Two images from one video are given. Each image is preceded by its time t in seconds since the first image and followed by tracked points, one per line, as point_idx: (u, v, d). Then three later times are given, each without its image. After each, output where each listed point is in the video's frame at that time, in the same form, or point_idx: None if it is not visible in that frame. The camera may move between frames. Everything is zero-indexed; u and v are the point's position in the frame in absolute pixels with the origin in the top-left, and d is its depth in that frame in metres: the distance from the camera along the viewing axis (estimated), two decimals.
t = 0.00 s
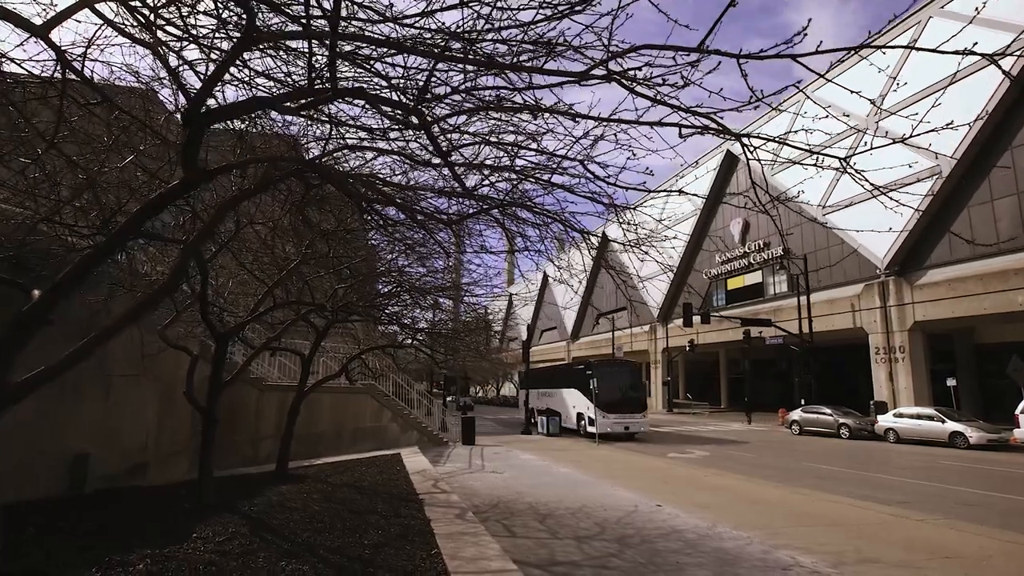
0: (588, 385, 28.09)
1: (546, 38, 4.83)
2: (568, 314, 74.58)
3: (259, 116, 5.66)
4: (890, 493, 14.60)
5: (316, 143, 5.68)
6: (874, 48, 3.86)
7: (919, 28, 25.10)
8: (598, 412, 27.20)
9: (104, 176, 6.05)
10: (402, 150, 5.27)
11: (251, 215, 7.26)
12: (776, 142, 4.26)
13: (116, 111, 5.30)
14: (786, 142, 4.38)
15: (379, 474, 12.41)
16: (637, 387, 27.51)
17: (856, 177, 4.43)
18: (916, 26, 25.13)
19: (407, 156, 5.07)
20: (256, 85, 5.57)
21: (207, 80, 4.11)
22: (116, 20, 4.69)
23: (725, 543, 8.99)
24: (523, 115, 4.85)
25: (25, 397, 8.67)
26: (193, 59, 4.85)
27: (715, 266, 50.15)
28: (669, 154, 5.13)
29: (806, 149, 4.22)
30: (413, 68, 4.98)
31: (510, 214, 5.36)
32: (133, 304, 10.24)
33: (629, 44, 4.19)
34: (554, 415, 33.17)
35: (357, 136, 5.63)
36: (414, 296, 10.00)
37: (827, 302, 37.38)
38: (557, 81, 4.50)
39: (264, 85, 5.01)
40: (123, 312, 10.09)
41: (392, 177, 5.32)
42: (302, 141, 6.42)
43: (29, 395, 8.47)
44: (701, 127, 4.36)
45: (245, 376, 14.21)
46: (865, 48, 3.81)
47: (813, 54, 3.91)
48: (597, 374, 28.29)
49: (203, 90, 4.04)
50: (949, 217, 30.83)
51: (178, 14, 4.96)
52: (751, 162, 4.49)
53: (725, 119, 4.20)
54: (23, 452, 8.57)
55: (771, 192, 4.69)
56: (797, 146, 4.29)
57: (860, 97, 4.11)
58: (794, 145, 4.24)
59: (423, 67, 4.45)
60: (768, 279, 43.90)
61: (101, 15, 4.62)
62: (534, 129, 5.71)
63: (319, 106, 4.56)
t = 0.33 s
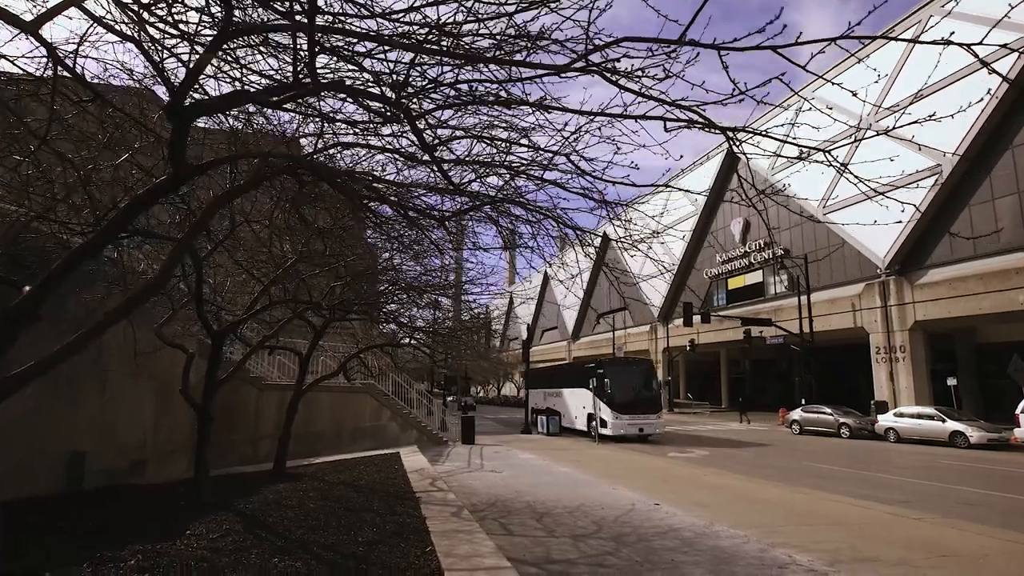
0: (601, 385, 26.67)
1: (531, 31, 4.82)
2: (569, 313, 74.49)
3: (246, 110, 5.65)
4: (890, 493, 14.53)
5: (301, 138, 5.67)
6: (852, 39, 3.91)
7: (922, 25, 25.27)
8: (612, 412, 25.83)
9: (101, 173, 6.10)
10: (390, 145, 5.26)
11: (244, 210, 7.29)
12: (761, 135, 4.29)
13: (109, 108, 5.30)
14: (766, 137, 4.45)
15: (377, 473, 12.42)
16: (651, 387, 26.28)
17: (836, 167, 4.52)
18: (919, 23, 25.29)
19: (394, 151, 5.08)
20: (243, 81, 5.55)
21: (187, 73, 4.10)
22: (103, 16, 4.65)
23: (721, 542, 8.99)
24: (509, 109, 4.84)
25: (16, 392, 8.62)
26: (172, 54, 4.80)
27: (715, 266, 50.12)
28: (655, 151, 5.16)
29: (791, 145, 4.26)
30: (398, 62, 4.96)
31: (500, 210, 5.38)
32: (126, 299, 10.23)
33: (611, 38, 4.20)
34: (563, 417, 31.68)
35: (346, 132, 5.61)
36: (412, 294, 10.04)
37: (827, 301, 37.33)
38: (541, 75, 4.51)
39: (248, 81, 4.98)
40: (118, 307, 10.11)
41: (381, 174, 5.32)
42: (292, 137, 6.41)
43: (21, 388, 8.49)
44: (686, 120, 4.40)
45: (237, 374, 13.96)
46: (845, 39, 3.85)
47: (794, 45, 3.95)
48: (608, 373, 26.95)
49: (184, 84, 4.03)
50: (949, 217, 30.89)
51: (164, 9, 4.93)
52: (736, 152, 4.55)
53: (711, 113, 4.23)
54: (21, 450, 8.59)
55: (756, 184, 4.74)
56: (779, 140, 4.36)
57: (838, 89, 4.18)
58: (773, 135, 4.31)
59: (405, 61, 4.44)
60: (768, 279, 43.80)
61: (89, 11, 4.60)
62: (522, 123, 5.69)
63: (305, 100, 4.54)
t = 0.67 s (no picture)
0: (614, 382, 25.34)
1: (513, 20, 4.74)
2: (568, 313, 74.42)
3: (232, 105, 5.62)
4: (888, 492, 14.48)
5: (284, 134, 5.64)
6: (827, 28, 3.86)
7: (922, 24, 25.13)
8: (626, 412, 24.60)
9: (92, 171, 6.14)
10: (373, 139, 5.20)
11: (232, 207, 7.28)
12: (742, 127, 4.25)
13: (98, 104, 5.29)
14: (748, 128, 4.42)
15: (374, 472, 12.43)
16: (666, 385, 25.01)
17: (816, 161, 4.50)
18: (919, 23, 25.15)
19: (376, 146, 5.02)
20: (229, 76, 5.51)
21: (161, 65, 4.05)
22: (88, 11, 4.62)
23: (715, 540, 8.97)
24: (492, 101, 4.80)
25: (13, 391, 8.64)
26: (150, 46, 4.74)
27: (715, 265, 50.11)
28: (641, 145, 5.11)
29: (775, 137, 4.22)
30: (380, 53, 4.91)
31: (487, 206, 5.35)
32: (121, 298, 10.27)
33: (589, 29, 4.14)
34: (572, 416, 30.40)
35: (333, 126, 5.57)
36: (406, 291, 10.01)
37: (827, 301, 37.29)
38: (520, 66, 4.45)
39: (229, 74, 4.94)
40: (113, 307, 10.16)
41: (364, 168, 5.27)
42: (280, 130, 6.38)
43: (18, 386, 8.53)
44: (667, 112, 4.36)
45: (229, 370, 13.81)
46: (820, 28, 3.80)
47: (768, 35, 3.90)
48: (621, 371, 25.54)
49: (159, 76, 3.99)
50: (948, 217, 30.94)
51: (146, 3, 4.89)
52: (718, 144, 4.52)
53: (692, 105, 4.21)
54: (19, 449, 8.63)
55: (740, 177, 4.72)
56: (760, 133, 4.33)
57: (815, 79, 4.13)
58: (752, 128, 4.29)
59: (381, 53, 4.37)
60: (768, 278, 43.70)
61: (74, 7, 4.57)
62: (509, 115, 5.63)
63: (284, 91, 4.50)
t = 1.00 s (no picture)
0: (626, 382, 23.84)
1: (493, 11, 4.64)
2: (567, 313, 74.45)
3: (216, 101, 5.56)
4: (883, 491, 14.52)
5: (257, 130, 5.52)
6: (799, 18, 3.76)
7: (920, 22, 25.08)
8: (640, 413, 23.10)
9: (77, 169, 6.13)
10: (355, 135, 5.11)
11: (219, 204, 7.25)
12: (721, 121, 4.18)
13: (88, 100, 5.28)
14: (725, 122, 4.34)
15: (369, 470, 12.39)
16: (682, 384, 23.57)
17: (793, 152, 4.42)
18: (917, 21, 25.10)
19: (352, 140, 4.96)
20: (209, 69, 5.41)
21: (135, 62, 4.01)
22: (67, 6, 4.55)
23: (709, 538, 8.96)
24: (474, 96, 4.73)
25: (7, 388, 8.64)
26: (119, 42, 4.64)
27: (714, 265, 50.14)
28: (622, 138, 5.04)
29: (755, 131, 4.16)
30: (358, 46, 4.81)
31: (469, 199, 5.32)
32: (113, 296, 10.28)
33: (568, 21, 4.06)
34: (578, 416, 28.80)
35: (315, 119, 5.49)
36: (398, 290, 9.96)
37: (825, 301, 37.27)
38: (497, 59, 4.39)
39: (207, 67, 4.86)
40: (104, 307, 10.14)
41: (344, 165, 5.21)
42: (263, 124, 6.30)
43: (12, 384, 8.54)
44: (646, 104, 4.30)
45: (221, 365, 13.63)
46: (792, 17, 3.67)
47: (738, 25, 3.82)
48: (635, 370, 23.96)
49: (132, 72, 3.95)
50: (946, 217, 30.96)
51: None
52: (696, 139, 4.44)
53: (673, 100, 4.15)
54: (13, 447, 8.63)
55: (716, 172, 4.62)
56: (738, 126, 4.25)
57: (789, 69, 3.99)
58: (730, 121, 4.26)
59: (354, 46, 4.30)
60: (767, 278, 43.70)
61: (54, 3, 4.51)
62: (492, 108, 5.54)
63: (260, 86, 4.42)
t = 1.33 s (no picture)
0: (639, 379, 22.30)
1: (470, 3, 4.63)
2: (565, 313, 74.43)
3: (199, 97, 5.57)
4: (875, 489, 14.61)
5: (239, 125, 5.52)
6: (762, 12, 3.78)
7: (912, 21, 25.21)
8: (655, 412, 21.55)
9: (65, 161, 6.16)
10: (336, 130, 5.12)
11: (206, 200, 7.26)
12: (695, 116, 4.19)
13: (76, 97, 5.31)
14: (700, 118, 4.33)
15: (362, 468, 12.44)
16: (698, 382, 22.04)
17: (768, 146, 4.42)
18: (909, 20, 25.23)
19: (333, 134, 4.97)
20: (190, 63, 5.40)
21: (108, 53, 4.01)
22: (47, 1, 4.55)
23: (699, 534, 9.00)
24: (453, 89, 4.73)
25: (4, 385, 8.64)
26: (96, 36, 4.64)
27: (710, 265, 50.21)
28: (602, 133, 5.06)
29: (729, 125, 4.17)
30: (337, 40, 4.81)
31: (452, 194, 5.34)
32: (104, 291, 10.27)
33: (539, 14, 4.08)
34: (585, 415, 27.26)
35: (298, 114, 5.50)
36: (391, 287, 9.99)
37: (821, 301, 37.34)
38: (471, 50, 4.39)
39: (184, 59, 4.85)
40: (94, 304, 10.14)
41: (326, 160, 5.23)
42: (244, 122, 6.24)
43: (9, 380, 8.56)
44: (622, 98, 4.31)
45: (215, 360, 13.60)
46: (754, 11, 3.68)
47: (702, 19, 3.82)
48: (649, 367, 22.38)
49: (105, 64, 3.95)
50: (941, 218, 31.13)
51: None
52: (672, 136, 4.45)
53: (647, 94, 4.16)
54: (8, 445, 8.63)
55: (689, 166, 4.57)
56: (713, 121, 4.24)
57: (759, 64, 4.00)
58: (704, 116, 4.24)
59: (328, 38, 4.30)
60: (763, 278, 43.75)
61: None
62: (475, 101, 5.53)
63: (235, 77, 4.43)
